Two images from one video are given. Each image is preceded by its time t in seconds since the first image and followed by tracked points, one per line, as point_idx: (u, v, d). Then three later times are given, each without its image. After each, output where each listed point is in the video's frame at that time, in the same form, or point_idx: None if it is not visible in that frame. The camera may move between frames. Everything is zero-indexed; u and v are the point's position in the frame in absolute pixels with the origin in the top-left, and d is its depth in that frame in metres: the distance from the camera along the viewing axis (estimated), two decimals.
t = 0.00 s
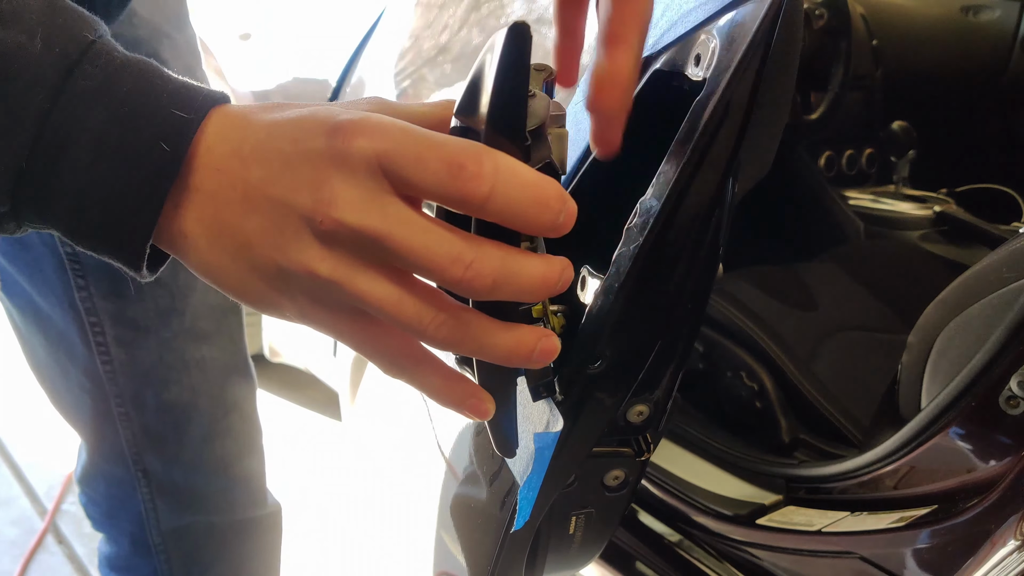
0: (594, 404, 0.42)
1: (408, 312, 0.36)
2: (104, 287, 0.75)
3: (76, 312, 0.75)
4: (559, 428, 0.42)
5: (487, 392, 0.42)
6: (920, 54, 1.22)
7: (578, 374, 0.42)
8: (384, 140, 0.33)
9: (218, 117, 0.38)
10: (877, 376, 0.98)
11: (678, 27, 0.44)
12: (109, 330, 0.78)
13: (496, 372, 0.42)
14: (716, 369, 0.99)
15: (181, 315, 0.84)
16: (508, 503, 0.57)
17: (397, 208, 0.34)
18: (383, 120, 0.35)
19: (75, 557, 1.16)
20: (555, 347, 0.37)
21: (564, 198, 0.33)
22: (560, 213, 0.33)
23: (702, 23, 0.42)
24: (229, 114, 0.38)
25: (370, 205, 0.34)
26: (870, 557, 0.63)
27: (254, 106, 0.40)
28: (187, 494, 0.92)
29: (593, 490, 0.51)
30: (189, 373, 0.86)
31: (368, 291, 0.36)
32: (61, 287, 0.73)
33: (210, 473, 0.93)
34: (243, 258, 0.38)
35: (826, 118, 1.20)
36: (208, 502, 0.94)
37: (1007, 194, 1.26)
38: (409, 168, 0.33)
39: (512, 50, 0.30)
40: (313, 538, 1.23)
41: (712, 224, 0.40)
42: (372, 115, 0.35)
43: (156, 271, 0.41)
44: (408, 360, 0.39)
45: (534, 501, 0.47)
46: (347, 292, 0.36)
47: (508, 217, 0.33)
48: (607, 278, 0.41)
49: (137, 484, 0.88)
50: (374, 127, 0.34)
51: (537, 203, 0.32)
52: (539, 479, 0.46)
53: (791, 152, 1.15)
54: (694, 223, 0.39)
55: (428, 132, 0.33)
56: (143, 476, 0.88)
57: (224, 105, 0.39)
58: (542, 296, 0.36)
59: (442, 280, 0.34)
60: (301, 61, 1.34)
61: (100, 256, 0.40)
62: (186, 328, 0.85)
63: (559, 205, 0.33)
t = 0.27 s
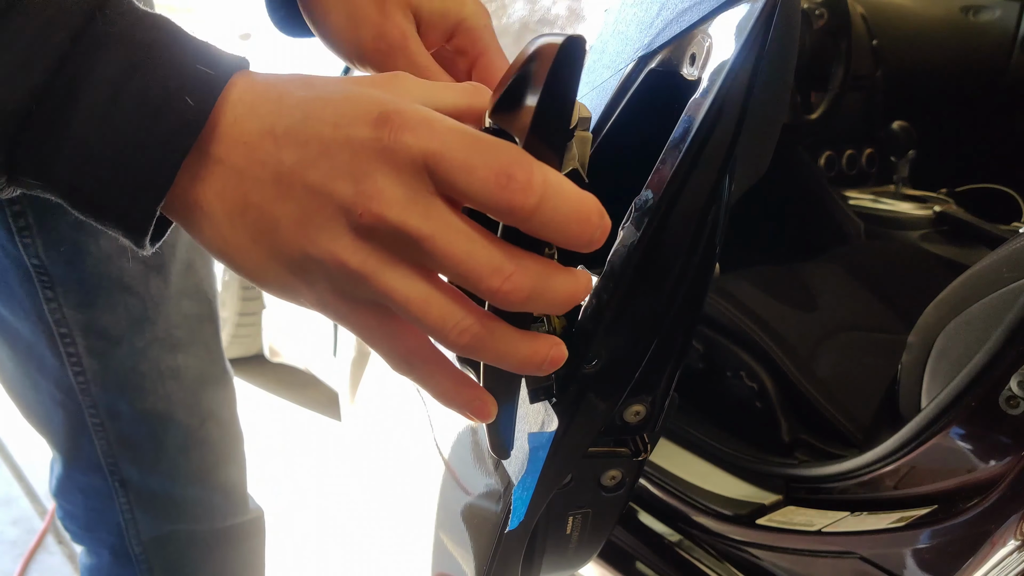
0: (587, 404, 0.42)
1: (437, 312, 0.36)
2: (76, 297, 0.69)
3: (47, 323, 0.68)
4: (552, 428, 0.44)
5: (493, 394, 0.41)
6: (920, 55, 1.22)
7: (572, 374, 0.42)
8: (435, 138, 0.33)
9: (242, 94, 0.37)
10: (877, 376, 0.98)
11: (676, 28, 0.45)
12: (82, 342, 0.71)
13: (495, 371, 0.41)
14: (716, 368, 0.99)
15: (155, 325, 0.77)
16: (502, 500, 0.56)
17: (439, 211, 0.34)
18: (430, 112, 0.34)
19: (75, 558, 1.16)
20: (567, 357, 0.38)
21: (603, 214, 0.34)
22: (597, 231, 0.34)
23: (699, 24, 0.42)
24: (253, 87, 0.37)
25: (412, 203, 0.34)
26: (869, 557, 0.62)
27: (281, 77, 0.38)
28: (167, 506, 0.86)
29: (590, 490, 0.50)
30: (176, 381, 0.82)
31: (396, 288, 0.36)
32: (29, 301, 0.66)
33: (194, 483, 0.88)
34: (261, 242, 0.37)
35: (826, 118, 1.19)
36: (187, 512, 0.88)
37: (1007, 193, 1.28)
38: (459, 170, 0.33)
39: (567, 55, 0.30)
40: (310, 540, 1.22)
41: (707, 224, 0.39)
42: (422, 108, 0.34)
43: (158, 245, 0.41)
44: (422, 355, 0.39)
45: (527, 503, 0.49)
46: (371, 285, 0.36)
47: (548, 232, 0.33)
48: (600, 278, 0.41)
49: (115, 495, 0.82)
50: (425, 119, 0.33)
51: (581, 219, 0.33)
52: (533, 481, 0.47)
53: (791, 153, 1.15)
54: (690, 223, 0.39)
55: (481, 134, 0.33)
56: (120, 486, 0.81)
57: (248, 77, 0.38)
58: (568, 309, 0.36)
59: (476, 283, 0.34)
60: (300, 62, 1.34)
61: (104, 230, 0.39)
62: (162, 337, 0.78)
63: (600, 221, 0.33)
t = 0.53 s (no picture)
0: (585, 404, 0.42)
1: (438, 286, 0.35)
2: (70, 297, 0.68)
3: (42, 322, 0.68)
4: (550, 428, 0.43)
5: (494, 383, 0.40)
6: (919, 55, 1.22)
7: (568, 373, 0.42)
8: (437, 110, 0.32)
9: (253, 75, 0.37)
10: (877, 376, 0.97)
11: (675, 25, 0.45)
12: (75, 342, 0.71)
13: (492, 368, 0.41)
14: (716, 368, 1.00)
15: (149, 325, 0.77)
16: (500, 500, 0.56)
17: (440, 182, 0.33)
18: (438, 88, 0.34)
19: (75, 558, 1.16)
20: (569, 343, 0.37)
21: (609, 194, 0.32)
22: (602, 207, 0.32)
23: (697, 21, 0.42)
24: (261, 70, 0.38)
25: (413, 175, 0.33)
26: (869, 557, 0.62)
27: (293, 60, 0.39)
28: (160, 505, 0.84)
29: (589, 490, 0.50)
30: (169, 380, 0.81)
31: (398, 263, 0.35)
32: (24, 302, 0.66)
33: (188, 483, 0.86)
34: (266, 217, 0.37)
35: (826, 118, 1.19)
36: (182, 512, 0.87)
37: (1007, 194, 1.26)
38: (459, 140, 0.32)
39: (572, 29, 0.29)
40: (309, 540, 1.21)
41: (704, 222, 0.39)
42: (428, 85, 0.34)
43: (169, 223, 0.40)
44: (424, 335, 0.38)
45: (524, 505, 0.48)
46: (373, 261, 0.36)
47: (551, 205, 0.32)
48: (597, 277, 0.41)
49: (110, 494, 0.81)
50: (431, 94, 0.33)
51: (585, 194, 0.31)
52: (529, 481, 0.47)
53: (791, 153, 1.15)
54: (687, 220, 0.39)
55: (484, 108, 0.32)
56: (115, 486, 0.81)
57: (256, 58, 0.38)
58: (569, 292, 0.35)
59: (476, 258, 0.33)
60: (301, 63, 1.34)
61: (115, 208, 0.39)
62: (156, 337, 0.78)
63: (604, 197, 0.32)
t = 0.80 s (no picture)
0: (585, 405, 0.42)
1: (414, 276, 0.34)
2: (100, 293, 0.71)
3: (73, 316, 0.70)
4: (549, 428, 0.43)
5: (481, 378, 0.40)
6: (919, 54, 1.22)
7: (568, 375, 0.42)
8: (405, 102, 0.32)
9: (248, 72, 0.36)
10: (877, 376, 0.97)
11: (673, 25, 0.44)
12: (104, 337, 0.73)
13: (489, 368, 0.41)
14: (716, 368, 1.00)
15: (176, 323, 0.78)
16: (500, 503, 0.57)
17: (412, 173, 0.33)
18: (405, 83, 0.34)
19: (75, 559, 1.16)
20: (551, 332, 0.37)
21: (576, 174, 0.32)
22: (571, 192, 0.32)
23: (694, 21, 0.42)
24: (256, 72, 0.37)
25: (385, 165, 0.33)
26: (870, 558, 0.62)
27: (271, 60, 0.38)
28: (175, 502, 0.84)
29: (587, 490, 0.50)
30: (191, 377, 0.82)
31: (373, 255, 0.35)
32: (57, 295, 0.69)
33: (204, 480, 0.86)
34: (248, 215, 0.37)
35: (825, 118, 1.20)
36: (198, 509, 0.86)
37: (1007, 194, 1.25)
38: (428, 130, 0.32)
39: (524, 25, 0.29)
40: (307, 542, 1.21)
41: (704, 223, 0.39)
42: (394, 79, 0.34)
43: (168, 228, 0.40)
44: (405, 329, 0.38)
45: (524, 503, 0.48)
46: (352, 255, 0.35)
47: (521, 191, 0.32)
48: (598, 278, 0.41)
49: (129, 489, 0.81)
50: (399, 87, 0.33)
51: (551, 175, 0.31)
52: (528, 481, 0.46)
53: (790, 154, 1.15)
54: (688, 220, 0.39)
55: (449, 98, 0.32)
56: (134, 481, 0.81)
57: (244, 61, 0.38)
58: (546, 277, 0.35)
59: (447, 246, 0.33)
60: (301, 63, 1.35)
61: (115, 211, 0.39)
62: (181, 335, 0.79)
63: (572, 180, 0.32)
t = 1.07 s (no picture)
0: (585, 406, 0.42)
1: (391, 303, 0.32)
2: (169, 282, 0.71)
3: (140, 304, 0.71)
4: (552, 428, 0.43)
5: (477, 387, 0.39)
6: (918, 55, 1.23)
7: (570, 376, 0.42)
8: (372, 125, 0.30)
9: (241, 93, 0.34)
10: (877, 375, 0.98)
11: (676, 26, 0.44)
12: (170, 326, 0.73)
13: (488, 375, 0.40)
14: (716, 368, 0.99)
15: (241, 316, 0.76)
16: (500, 505, 0.56)
17: (386, 196, 0.30)
18: (374, 105, 0.31)
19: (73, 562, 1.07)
20: (544, 339, 0.34)
21: (551, 183, 0.30)
22: (549, 199, 0.30)
23: (697, 23, 0.42)
24: (252, 88, 0.34)
25: (358, 190, 0.30)
26: (870, 557, 0.62)
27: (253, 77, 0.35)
28: (224, 492, 0.85)
29: (587, 490, 0.50)
30: (253, 372, 0.81)
31: (353, 278, 0.32)
32: (127, 280, 0.70)
33: (252, 474, 0.86)
34: (230, 244, 0.34)
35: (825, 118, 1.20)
36: (246, 501, 0.86)
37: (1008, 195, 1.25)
38: (397, 155, 0.29)
39: (490, 39, 0.27)
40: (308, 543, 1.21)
41: (707, 223, 0.39)
42: (366, 98, 0.31)
43: (180, 251, 0.37)
44: (395, 344, 0.36)
45: (528, 501, 0.48)
46: (335, 280, 0.32)
47: (494, 205, 0.30)
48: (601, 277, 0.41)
49: (179, 478, 0.82)
50: (367, 109, 0.31)
51: (524, 189, 0.29)
52: (532, 480, 0.46)
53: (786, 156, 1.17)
54: (689, 221, 0.39)
55: (417, 117, 0.30)
56: (185, 470, 0.82)
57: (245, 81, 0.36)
58: (532, 288, 0.32)
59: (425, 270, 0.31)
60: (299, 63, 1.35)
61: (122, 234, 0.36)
62: (245, 329, 0.77)
63: (546, 193, 0.30)
